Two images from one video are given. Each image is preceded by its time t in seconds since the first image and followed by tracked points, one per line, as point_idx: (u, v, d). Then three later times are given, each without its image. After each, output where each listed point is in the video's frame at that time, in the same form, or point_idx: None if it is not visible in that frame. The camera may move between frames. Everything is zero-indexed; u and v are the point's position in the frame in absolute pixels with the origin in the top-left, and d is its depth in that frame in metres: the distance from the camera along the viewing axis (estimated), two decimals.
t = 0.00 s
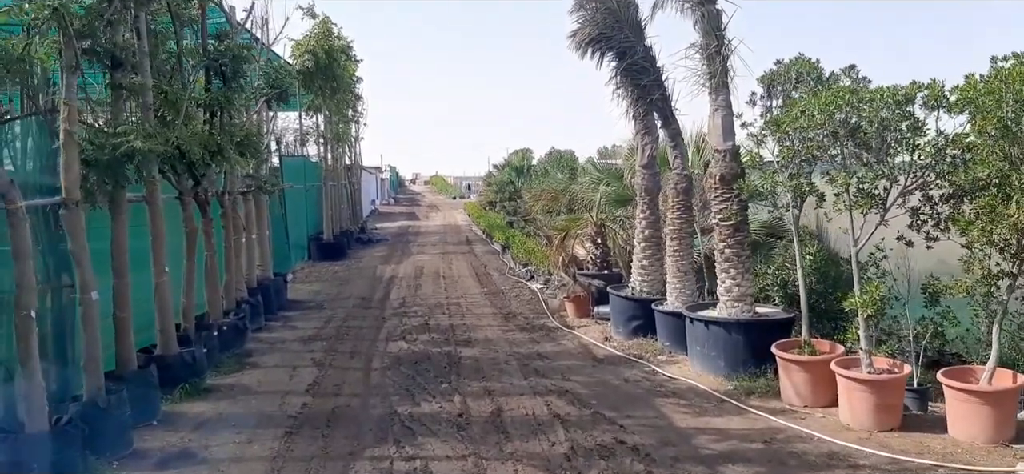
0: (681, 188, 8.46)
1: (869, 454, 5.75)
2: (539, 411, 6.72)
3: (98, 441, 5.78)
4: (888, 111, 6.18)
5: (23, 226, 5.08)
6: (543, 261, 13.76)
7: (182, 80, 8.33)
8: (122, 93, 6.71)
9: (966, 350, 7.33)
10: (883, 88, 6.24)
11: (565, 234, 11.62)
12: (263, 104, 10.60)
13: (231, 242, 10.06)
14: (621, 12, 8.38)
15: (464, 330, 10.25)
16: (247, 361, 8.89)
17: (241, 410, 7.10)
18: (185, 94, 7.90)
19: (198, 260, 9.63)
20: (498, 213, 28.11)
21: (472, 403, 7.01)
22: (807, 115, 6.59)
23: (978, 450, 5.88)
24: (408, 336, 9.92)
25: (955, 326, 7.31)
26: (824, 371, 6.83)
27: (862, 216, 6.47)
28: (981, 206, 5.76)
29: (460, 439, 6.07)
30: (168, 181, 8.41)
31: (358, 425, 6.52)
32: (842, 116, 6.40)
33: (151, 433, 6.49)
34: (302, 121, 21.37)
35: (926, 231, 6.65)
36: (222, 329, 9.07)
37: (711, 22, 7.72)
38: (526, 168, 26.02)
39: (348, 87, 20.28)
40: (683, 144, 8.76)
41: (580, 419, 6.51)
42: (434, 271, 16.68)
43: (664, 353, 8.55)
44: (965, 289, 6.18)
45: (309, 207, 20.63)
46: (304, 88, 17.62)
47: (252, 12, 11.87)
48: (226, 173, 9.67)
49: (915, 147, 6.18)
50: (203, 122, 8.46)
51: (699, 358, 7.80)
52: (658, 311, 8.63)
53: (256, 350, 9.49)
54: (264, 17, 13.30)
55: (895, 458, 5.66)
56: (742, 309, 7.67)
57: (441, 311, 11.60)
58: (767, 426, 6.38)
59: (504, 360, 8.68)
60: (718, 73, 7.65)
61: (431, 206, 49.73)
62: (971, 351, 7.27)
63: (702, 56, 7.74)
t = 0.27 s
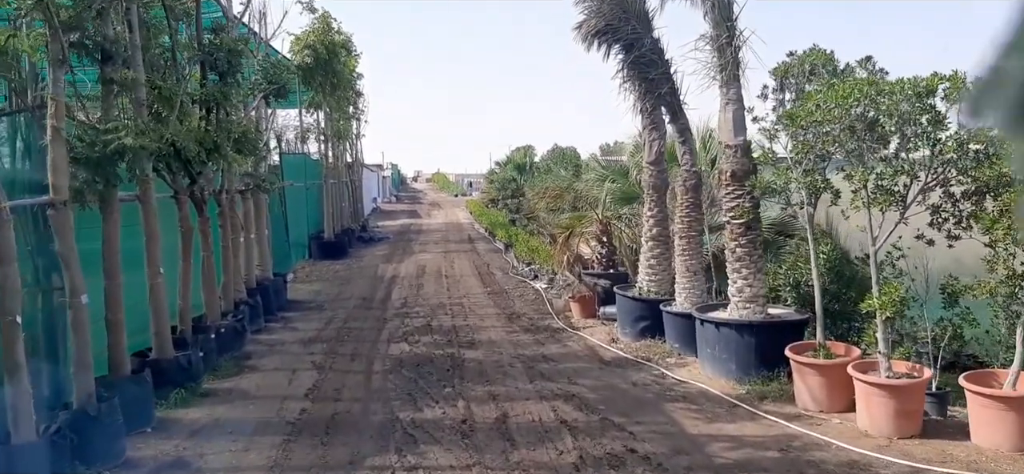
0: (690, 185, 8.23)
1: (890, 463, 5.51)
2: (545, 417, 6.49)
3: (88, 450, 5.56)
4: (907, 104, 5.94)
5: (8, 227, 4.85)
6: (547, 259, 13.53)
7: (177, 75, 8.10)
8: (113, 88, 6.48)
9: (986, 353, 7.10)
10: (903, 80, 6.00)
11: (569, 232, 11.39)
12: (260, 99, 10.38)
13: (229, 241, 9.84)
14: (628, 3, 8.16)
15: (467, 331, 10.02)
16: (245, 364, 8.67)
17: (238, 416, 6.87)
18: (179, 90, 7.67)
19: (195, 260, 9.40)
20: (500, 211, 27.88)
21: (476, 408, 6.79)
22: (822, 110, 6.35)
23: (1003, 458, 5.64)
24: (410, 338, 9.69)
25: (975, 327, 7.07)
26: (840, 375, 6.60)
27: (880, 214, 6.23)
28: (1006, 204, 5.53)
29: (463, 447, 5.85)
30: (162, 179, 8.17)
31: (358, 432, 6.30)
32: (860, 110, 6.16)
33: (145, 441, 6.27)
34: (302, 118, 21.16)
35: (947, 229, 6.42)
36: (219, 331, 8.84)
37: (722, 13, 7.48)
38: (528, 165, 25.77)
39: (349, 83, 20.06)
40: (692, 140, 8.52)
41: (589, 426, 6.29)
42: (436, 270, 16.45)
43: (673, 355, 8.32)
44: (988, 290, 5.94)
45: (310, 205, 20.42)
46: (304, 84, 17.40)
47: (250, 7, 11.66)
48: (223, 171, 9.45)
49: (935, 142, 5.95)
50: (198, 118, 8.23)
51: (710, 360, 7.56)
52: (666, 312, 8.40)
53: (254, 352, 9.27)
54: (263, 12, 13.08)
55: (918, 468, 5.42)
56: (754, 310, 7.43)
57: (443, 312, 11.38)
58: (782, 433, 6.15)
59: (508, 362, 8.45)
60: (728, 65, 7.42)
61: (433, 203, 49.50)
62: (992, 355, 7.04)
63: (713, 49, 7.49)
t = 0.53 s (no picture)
0: (702, 193, 8.01)
1: None
2: (552, 432, 6.26)
3: (76, 461, 5.34)
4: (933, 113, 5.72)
5: None
6: (551, 266, 13.29)
7: (177, 72, 7.89)
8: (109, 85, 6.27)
9: (1009, 372, 6.87)
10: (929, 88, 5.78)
11: (575, 238, 11.16)
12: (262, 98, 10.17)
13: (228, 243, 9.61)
14: (641, 5, 7.95)
15: (470, 338, 9.79)
16: (242, 370, 8.44)
17: (234, 425, 6.64)
18: (178, 87, 7.47)
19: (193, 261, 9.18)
20: (503, 214, 27.63)
21: (479, 420, 6.56)
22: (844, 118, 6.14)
23: None
24: (412, 344, 9.46)
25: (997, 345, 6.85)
26: (857, 392, 6.35)
27: (902, 226, 6.01)
28: None
29: (466, 463, 5.62)
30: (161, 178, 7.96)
31: (358, 445, 6.07)
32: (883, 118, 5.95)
33: (136, 450, 6.04)
34: (304, 118, 20.95)
35: (971, 243, 6.20)
36: (216, 335, 8.62)
37: (738, 16, 7.26)
38: (531, 169, 25.54)
39: (352, 83, 19.85)
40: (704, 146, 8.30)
41: (596, 442, 6.06)
42: (438, 274, 16.22)
43: (682, 368, 8.08)
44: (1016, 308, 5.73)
45: (311, 206, 20.20)
46: (307, 84, 17.20)
47: (254, 3, 11.45)
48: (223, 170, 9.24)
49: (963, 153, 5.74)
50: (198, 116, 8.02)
51: (721, 374, 7.33)
52: (675, 323, 8.17)
53: (252, 357, 9.04)
54: (267, 9, 12.87)
55: None
56: (767, 323, 7.18)
57: (445, 318, 11.14)
58: (798, 452, 5.92)
59: (512, 372, 8.22)
60: (744, 70, 7.20)
61: (434, 206, 49.31)
62: (1014, 373, 6.82)
63: (728, 53, 7.27)
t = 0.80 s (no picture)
0: (714, 202, 7.80)
1: None
2: (559, 448, 6.04)
3: None
4: (958, 123, 5.52)
5: None
6: (557, 275, 13.04)
7: (177, 74, 7.70)
8: (106, 85, 6.09)
9: None
10: (954, 96, 5.58)
11: (581, 247, 10.95)
12: (265, 101, 9.99)
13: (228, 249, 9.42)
14: (654, 9, 7.76)
15: (474, 349, 9.57)
16: (240, 379, 8.22)
17: (231, 437, 6.43)
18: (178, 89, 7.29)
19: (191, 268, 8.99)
20: (506, 221, 27.39)
21: (484, 436, 6.33)
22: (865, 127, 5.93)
23: None
24: (414, 354, 9.24)
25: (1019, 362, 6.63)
26: (876, 410, 6.13)
27: (925, 239, 5.79)
28: None
29: None
30: (159, 182, 7.77)
31: (358, 460, 5.85)
32: (905, 127, 5.75)
33: (129, 463, 5.83)
34: (308, 123, 20.77)
35: (995, 257, 5.99)
36: (214, 343, 8.41)
37: (755, 21, 7.06)
38: (535, 176, 25.35)
39: (356, 88, 19.68)
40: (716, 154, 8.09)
41: (606, 460, 5.83)
42: (441, 281, 15.98)
43: (692, 382, 7.86)
44: None
45: (313, 212, 20.00)
46: (311, 89, 17.03)
47: (258, 6, 11.28)
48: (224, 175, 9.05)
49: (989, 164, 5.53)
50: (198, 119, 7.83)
51: (733, 389, 7.10)
52: (686, 336, 7.95)
53: (250, 366, 8.83)
54: (271, 12, 12.71)
55: None
56: (782, 337, 6.97)
57: (449, 327, 10.92)
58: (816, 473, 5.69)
59: (518, 384, 8.00)
60: (760, 77, 7.00)
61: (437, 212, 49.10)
62: None
63: (743, 59, 7.07)
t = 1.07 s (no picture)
0: (720, 198, 7.58)
1: None
2: (564, 456, 5.81)
3: None
4: (975, 113, 5.30)
5: None
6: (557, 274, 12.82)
7: (165, 72, 7.47)
8: (88, 84, 5.85)
9: None
10: (971, 85, 5.36)
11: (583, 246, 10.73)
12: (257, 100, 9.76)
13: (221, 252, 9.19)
14: None
15: (474, 351, 9.34)
16: (233, 386, 8.00)
17: (222, 448, 6.20)
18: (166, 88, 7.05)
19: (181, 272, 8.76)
20: (506, 219, 27.15)
21: (485, 444, 6.10)
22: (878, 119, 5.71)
23: None
24: (412, 358, 9.01)
25: None
26: (892, 413, 5.91)
27: (942, 235, 5.57)
28: None
29: None
30: (147, 184, 7.54)
31: (354, 472, 5.62)
32: (920, 118, 5.52)
33: None
34: (304, 122, 20.53)
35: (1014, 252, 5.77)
36: (207, 349, 8.19)
37: (761, 11, 6.84)
38: (534, 174, 25.11)
39: (351, 87, 19.43)
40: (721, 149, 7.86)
41: (612, 468, 5.61)
42: (440, 281, 15.75)
43: (699, 384, 7.64)
44: None
45: (310, 212, 19.76)
46: (306, 87, 16.80)
47: (250, 2, 11.04)
48: (215, 175, 8.83)
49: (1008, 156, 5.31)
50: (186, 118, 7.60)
51: (742, 392, 6.88)
52: (692, 337, 7.73)
53: (245, 372, 8.60)
54: (264, 9, 12.47)
55: None
56: (791, 338, 6.77)
57: (448, 329, 10.69)
58: None
59: (519, 388, 7.77)
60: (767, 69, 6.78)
61: (435, 211, 48.86)
62: None
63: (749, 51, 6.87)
